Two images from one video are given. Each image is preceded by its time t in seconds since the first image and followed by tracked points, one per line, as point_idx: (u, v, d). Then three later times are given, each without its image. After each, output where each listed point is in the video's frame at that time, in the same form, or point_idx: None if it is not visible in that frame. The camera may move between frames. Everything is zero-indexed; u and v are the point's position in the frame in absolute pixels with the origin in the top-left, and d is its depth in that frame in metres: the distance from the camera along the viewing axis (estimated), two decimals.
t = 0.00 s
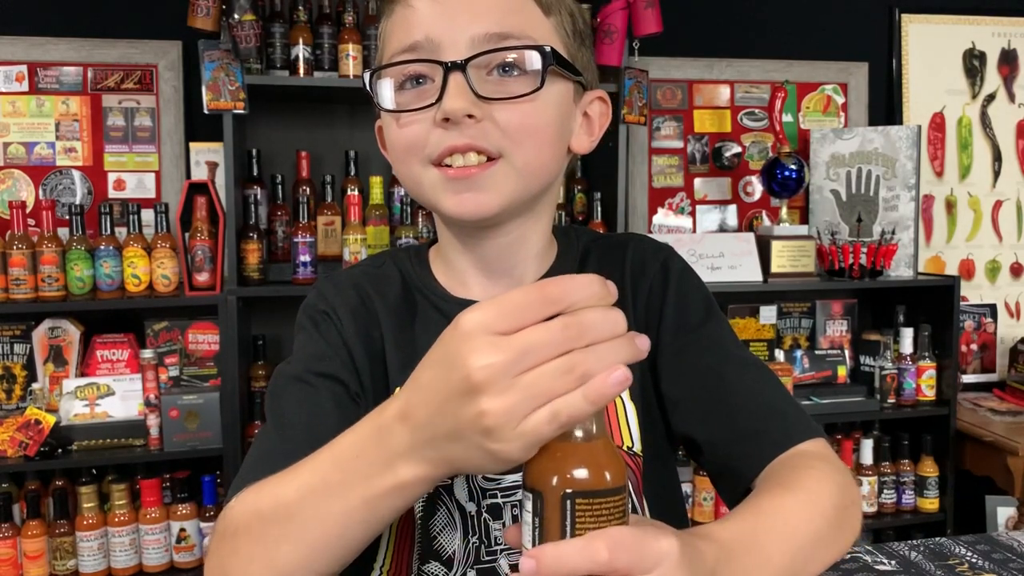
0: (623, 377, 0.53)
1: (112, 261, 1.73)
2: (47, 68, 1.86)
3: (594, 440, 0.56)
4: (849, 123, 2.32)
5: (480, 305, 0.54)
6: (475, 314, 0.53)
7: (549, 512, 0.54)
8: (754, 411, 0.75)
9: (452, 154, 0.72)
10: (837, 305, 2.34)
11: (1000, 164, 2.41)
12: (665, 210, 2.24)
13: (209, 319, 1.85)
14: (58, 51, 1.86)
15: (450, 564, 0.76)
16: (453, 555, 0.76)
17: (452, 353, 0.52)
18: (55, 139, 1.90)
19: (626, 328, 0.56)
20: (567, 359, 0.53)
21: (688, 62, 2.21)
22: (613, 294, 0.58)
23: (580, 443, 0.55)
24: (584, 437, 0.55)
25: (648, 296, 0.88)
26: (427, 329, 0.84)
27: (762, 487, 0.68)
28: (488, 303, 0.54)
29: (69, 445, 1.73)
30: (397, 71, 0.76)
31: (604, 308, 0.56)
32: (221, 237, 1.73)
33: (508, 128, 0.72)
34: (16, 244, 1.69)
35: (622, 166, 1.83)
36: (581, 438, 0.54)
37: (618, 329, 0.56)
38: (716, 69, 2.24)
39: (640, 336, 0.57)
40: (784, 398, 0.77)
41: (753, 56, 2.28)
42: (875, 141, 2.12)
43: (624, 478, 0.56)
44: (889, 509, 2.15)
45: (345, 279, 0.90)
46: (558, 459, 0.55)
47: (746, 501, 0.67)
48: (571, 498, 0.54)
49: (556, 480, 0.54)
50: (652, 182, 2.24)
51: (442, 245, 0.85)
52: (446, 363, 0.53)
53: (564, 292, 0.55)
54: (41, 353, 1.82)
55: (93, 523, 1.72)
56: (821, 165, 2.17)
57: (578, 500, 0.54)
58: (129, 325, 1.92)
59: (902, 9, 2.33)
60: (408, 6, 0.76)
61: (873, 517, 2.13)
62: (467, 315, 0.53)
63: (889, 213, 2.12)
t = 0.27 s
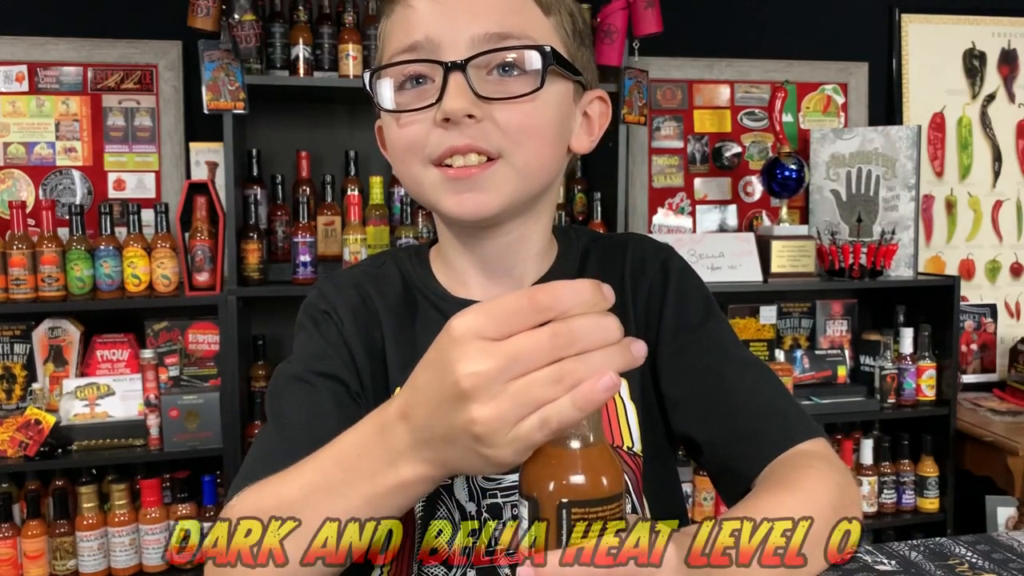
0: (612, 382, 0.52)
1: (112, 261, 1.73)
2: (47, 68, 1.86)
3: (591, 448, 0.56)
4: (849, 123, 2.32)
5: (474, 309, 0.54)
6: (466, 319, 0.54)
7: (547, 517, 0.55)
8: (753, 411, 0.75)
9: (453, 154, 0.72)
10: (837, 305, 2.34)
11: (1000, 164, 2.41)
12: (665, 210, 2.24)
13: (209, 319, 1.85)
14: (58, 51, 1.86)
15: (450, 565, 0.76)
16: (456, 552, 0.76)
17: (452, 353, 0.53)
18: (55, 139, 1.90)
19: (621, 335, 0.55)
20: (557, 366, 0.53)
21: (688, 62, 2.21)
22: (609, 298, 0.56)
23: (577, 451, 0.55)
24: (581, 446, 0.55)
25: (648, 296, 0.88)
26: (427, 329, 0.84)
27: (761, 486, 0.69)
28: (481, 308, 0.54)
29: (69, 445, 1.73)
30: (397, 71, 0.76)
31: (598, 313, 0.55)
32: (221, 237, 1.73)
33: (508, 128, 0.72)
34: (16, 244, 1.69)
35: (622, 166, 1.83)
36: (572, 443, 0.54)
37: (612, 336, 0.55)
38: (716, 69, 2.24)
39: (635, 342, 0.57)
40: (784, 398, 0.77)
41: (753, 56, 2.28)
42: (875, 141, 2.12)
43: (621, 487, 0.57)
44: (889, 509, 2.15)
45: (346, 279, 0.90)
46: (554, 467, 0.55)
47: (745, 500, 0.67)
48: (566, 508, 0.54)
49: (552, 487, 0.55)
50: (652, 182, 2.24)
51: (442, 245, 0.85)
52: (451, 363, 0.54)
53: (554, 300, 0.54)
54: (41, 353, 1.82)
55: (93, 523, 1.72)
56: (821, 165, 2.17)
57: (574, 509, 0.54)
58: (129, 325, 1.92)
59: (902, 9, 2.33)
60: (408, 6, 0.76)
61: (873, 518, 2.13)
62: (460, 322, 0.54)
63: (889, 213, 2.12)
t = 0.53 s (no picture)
0: (620, 412, 0.51)
1: (112, 261, 1.73)
2: (47, 68, 1.86)
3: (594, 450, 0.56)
4: (849, 123, 2.32)
5: (477, 318, 0.54)
6: (469, 330, 0.54)
7: (546, 517, 0.55)
8: (754, 412, 0.75)
9: (454, 154, 0.72)
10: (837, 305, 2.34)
11: (1000, 164, 2.41)
12: (665, 210, 2.24)
13: (209, 319, 1.85)
14: (58, 51, 1.86)
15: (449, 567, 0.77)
16: (457, 552, 0.68)
17: (456, 357, 0.54)
18: (55, 140, 1.90)
19: (624, 338, 0.55)
20: (561, 372, 0.53)
21: (688, 62, 2.21)
22: (610, 298, 0.55)
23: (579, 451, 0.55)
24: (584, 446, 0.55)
25: (649, 296, 0.88)
26: (428, 329, 0.84)
27: (761, 487, 0.69)
28: (483, 317, 0.54)
29: (69, 445, 1.73)
30: (399, 71, 0.76)
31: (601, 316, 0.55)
32: (221, 237, 1.73)
33: (509, 128, 0.72)
34: (16, 244, 1.69)
35: (622, 166, 1.83)
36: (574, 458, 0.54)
37: (615, 339, 0.54)
38: (716, 69, 2.24)
39: (640, 345, 0.56)
40: (783, 398, 0.77)
41: (753, 56, 2.28)
42: (875, 141, 2.12)
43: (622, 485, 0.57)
44: (889, 509, 2.15)
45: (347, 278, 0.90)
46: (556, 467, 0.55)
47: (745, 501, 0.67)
48: (569, 508, 0.54)
49: (554, 487, 0.55)
50: (652, 182, 2.24)
51: (443, 245, 0.85)
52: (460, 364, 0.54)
53: (554, 305, 0.53)
54: (41, 353, 1.82)
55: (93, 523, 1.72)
56: (821, 165, 2.17)
57: (577, 509, 0.54)
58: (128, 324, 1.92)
59: (902, 9, 2.33)
60: (409, 7, 0.77)
61: (873, 518, 2.13)
62: (464, 331, 0.54)
63: (889, 213, 2.12)
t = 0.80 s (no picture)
0: (630, 415, 0.52)
1: (112, 261, 1.73)
2: (47, 68, 1.86)
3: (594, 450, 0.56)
4: (849, 123, 2.32)
5: (480, 326, 0.55)
6: (472, 337, 0.54)
7: (546, 517, 0.55)
8: (754, 412, 0.75)
9: (455, 153, 0.72)
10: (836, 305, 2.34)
11: (1000, 164, 2.41)
12: (665, 210, 2.25)
13: (209, 319, 1.85)
14: (58, 51, 1.86)
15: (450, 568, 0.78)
16: (457, 552, 0.68)
17: (458, 357, 0.54)
18: (55, 140, 1.90)
19: (626, 346, 0.55)
20: (565, 379, 0.53)
21: (688, 61, 2.21)
22: (613, 302, 0.55)
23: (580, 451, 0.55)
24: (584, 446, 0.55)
25: (649, 296, 0.88)
26: (428, 329, 0.84)
27: (760, 488, 0.69)
28: (486, 324, 0.55)
29: (69, 445, 1.73)
30: (400, 70, 0.76)
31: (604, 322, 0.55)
32: (221, 237, 1.73)
33: (510, 128, 0.72)
34: (16, 244, 1.69)
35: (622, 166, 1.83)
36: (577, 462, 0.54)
37: (618, 345, 0.55)
38: (716, 69, 2.24)
39: (641, 354, 0.56)
40: (783, 398, 0.77)
41: (754, 56, 2.28)
42: (875, 141, 2.12)
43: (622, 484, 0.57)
44: (888, 509, 2.15)
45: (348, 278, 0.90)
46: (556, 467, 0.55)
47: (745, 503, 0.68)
48: (570, 508, 0.54)
49: (554, 487, 0.55)
50: (652, 182, 2.24)
51: (444, 246, 0.85)
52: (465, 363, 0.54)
53: (557, 312, 0.53)
54: (41, 353, 1.82)
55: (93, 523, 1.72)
56: (821, 166, 2.17)
57: (577, 509, 0.54)
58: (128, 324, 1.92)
59: (902, 9, 2.33)
60: (411, 7, 0.77)
61: (873, 517, 2.13)
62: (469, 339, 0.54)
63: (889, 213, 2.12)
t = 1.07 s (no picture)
0: (634, 419, 0.52)
1: (112, 261, 1.73)
2: (47, 68, 1.86)
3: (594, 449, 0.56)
4: (849, 124, 2.32)
5: (482, 327, 0.54)
6: (474, 338, 0.54)
7: (546, 517, 0.55)
8: (754, 412, 0.75)
9: (455, 153, 0.72)
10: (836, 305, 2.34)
11: (1000, 164, 2.41)
12: (665, 210, 2.25)
13: (209, 319, 1.85)
14: (58, 51, 1.86)
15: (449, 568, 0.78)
16: (457, 552, 0.68)
17: (459, 357, 0.54)
18: (55, 140, 1.90)
19: (628, 350, 0.55)
20: (567, 382, 0.53)
21: (688, 62, 2.21)
22: (613, 303, 0.54)
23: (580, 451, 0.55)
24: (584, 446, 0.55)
25: (649, 296, 0.88)
26: (429, 329, 0.84)
27: (760, 488, 0.69)
28: (487, 326, 0.54)
29: (69, 445, 1.73)
30: (399, 71, 0.76)
31: (606, 325, 0.55)
32: (221, 237, 1.73)
33: (510, 128, 0.72)
34: (17, 244, 1.69)
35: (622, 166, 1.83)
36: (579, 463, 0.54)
37: (619, 349, 0.55)
38: (716, 69, 2.24)
39: (644, 357, 0.56)
40: (783, 398, 0.77)
41: (754, 56, 2.28)
42: (875, 141, 2.12)
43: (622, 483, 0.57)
44: (888, 509, 2.15)
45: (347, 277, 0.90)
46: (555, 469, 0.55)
47: (745, 502, 0.68)
48: (570, 508, 0.54)
49: (554, 487, 0.54)
50: (652, 182, 2.24)
51: (444, 246, 0.85)
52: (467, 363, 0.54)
53: (557, 313, 0.52)
54: (41, 353, 1.82)
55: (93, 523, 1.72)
56: (821, 165, 2.17)
57: (577, 509, 0.54)
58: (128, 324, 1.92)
59: (903, 9, 2.33)
60: (410, 7, 0.77)
61: (873, 518, 2.13)
62: (471, 340, 0.54)
63: (889, 213, 2.12)
